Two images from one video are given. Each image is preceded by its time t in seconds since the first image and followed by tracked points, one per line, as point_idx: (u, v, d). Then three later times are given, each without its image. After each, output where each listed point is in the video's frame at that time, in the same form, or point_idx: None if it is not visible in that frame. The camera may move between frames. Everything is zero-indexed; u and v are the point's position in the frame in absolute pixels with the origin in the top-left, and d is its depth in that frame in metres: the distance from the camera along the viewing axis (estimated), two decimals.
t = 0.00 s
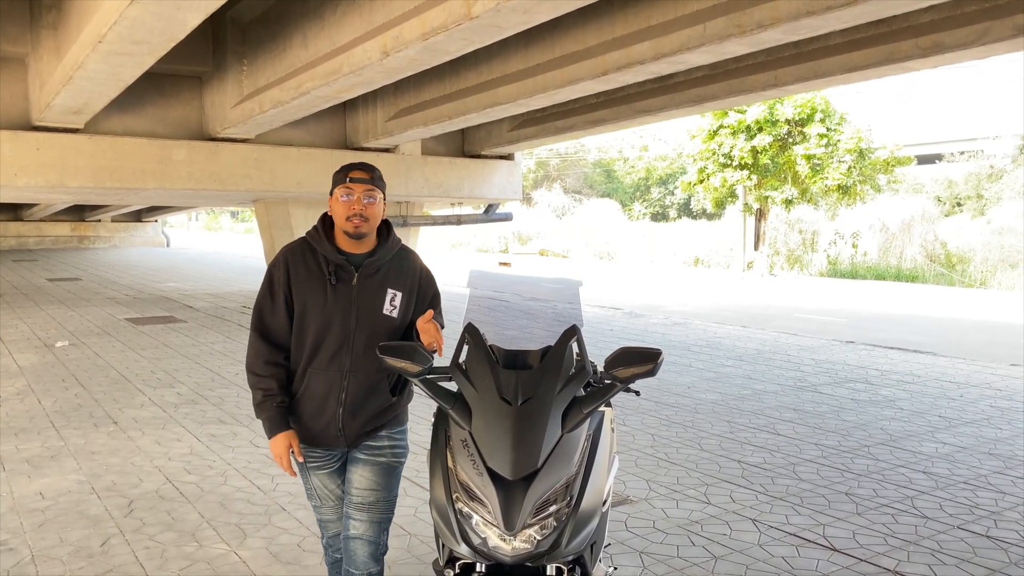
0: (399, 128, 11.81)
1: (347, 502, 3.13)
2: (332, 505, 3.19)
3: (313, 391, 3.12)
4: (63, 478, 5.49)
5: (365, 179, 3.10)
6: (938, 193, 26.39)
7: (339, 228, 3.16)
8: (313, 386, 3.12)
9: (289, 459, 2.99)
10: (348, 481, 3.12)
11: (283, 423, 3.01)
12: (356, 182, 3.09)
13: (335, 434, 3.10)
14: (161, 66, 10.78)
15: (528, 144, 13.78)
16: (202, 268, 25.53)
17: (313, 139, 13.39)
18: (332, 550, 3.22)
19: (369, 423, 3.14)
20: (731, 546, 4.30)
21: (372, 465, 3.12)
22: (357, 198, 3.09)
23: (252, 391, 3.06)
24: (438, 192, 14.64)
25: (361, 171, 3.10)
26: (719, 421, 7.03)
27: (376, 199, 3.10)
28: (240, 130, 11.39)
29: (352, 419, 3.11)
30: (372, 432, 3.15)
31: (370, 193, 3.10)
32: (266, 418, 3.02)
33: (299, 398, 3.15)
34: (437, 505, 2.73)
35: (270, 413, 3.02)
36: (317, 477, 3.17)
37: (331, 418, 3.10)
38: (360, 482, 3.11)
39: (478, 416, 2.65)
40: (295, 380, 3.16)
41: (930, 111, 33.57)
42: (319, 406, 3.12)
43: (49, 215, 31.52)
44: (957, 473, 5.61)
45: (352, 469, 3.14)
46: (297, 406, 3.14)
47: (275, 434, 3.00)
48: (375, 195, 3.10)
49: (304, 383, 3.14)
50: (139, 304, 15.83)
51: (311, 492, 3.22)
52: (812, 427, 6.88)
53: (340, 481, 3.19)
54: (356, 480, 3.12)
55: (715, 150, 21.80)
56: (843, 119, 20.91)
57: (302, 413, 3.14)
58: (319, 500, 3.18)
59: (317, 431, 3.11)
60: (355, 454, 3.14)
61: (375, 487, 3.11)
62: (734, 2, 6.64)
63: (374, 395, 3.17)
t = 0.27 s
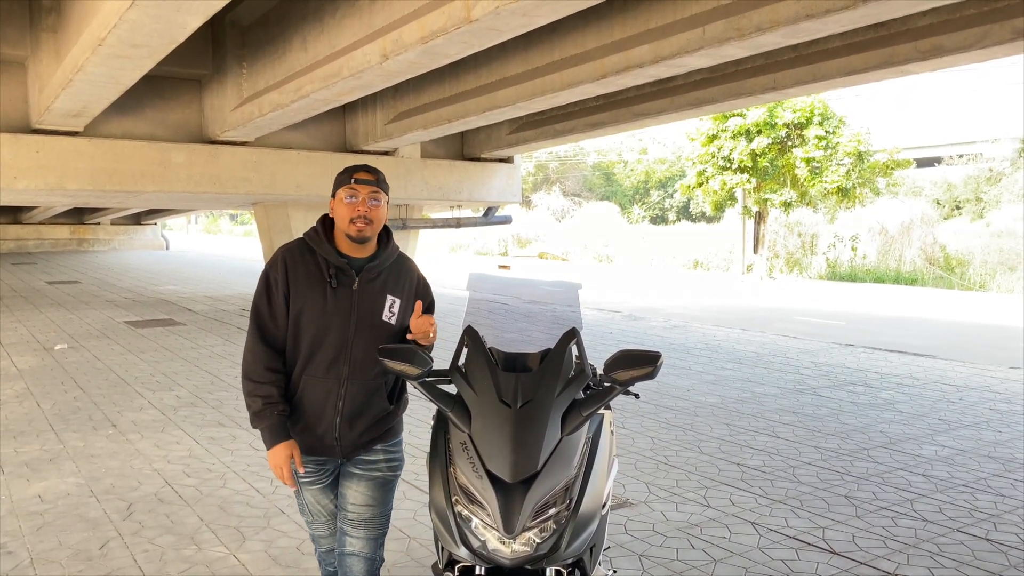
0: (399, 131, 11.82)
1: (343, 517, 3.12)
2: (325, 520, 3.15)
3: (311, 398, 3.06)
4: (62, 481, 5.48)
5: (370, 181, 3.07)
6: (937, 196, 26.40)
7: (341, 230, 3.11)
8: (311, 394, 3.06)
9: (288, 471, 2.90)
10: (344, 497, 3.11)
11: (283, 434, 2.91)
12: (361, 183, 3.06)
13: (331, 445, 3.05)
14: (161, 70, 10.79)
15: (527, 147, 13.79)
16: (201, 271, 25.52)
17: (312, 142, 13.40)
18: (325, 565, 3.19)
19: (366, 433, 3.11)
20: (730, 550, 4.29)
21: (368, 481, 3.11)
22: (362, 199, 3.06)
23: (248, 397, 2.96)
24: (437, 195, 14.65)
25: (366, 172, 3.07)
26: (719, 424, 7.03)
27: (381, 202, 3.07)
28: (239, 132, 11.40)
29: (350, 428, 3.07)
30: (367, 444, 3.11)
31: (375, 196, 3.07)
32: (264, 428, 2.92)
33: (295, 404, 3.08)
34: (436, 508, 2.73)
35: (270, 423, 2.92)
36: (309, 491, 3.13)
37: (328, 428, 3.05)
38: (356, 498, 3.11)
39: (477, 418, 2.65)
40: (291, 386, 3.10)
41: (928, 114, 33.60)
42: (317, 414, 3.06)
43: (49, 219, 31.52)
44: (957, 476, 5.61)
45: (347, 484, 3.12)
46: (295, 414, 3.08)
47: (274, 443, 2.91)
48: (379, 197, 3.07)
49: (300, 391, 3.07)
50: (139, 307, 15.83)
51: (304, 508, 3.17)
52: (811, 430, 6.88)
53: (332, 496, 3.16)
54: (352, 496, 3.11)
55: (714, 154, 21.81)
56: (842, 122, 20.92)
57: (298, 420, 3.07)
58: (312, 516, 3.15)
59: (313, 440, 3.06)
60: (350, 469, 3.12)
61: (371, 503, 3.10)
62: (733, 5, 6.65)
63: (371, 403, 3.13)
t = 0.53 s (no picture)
0: (398, 133, 11.83)
1: (337, 523, 3.11)
2: (290, 535, 2.98)
3: (303, 403, 2.98)
4: (61, 484, 5.48)
5: (373, 185, 3.00)
6: (936, 198, 26.40)
7: (337, 232, 3.04)
8: (303, 399, 2.98)
9: (276, 480, 2.81)
10: (342, 505, 3.10)
11: (273, 441, 2.81)
12: (364, 187, 2.99)
13: (326, 451, 3.00)
14: (161, 72, 10.79)
15: (527, 149, 13.80)
16: (201, 273, 25.52)
17: (312, 144, 13.40)
18: None
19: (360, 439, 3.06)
20: (730, 552, 4.29)
21: (367, 491, 3.10)
22: (363, 203, 2.99)
23: (237, 402, 2.85)
24: (437, 197, 14.66)
25: (369, 176, 3.00)
26: (719, 426, 7.03)
27: (384, 207, 3.00)
28: (239, 134, 11.40)
29: (343, 434, 3.02)
30: (364, 450, 3.08)
31: (378, 201, 3.01)
32: (252, 435, 2.81)
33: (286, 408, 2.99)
34: (435, 510, 2.72)
35: (258, 430, 2.80)
36: (277, 504, 2.96)
37: (323, 434, 2.99)
38: (353, 507, 3.10)
39: (477, 421, 2.65)
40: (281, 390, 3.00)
41: (928, 117, 33.62)
42: (310, 420, 2.99)
43: (49, 220, 31.54)
44: (956, 478, 5.62)
45: (345, 492, 3.10)
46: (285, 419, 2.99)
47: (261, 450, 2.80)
48: (382, 202, 3.01)
49: (292, 396, 2.99)
50: (138, 309, 15.83)
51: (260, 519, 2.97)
52: (811, 432, 6.88)
53: (295, 514, 2.99)
54: (350, 503, 3.10)
55: (713, 155, 21.81)
56: (841, 124, 20.93)
57: (288, 425, 2.98)
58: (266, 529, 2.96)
59: (306, 446, 2.98)
60: (347, 477, 3.10)
61: (369, 512, 3.12)
62: (732, 7, 6.66)
63: (365, 407, 3.07)
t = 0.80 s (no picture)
0: (398, 134, 11.83)
1: (333, 526, 3.11)
2: (291, 541, 2.94)
3: (301, 407, 2.93)
4: (61, 485, 5.48)
5: (355, 181, 2.96)
6: (936, 199, 26.39)
7: (322, 231, 2.98)
8: (300, 403, 2.93)
9: (248, 491, 2.80)
10: (339, 508, 3.09)
11: (249, 452, 2.78)
12: (347, 183, 2.95)
13: (326, 453, 2.96)
14: (161, 73, 10.80)
15: (527, 150, 13.80)
16: (202, 274, 25.53)
17: (312, 146, 13.41)
18: None
19: (359, 438, 3.05)
20: (730, 553, 4.30)
21: (362, 492, 3.12)
22: (347, 199, 2.94)
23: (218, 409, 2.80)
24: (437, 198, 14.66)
25: (351, 172, 2.96)
26: (719, 428, 7.03)
27: (367, 202, 2.97)
28: (239, 136, 11.41)
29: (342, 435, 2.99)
30: (360, 450, 3.07)
31: (361, 196, 2.97)
32: (230, 443, 2.77)
33: (282, 413, 2.93)
34: (435, 511, 2.72)
35: (234, 441, 2.76)
36: (286, 507, 2.93)
37: (323, 436, 2.95)
38: (347, 508, 3.10)
39: (477, 422, 2.66)
40: (276, 396, 2.95)
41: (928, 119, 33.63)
42: (309, 424, 2.94)
43: (49, 222, 31.56)
44: (956, 479, 5.62)
45: (340, 495, 3.09)
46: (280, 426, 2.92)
47: (237, 462, 2.77)
48: (365, 197, 2.97)
49: (289, 401, 2.93)
50: (139, 310, 15.84)
51: (268, 525, 2.92)
52: (811, 433, 6.88)
53: (302, 514, 2.98)
54: (345, 506, 3.10)
55: (713, 157, 21.81)
56: (841, 125, 20.93)
57: (286, 432, 2.92)
58: (280, 534, 2.92)
59: (306, 451, 2.93)
60: (341, 480, 3.08)
61: (362, 512, 3.14)
62: (732, 9, 6.67)
63: (361, 405, 3.05)
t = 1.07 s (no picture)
0: (399, 135, 11.84)
1: (319, 530, 3.10)
2: (278, 545, 2.94)
3: (282, 414, 2.91)
4: (63, 485, 5.49)
5: (325, 184, 2.96)
6: (936, 200, 26.37)
7: (291, 234, 2.95)
8: (282, 409, 2.91)
9: (233, 505, 2.73)
10: (323, 510, 3.08)
11: (230, 467, 2.70)
12: (318, 186, 2.94)
13: (311, 455, 2.96)
14: (162, 74, 10.81)
15: (527, 151, 13.81)
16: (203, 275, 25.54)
17: (313, 146, 13.42)
18: None
19: (340, 438, 3.07)
20: (730, 553, 4.30)
21: (345, 492, 3.12)
22: (320, 202, 2.93)
23: (193, 426, 2.69)
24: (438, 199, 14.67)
25: (321, 174, 2.95)
26: (719, 428, 7.03)
27: (340, 205, 2.96)
28: (240, 137, 11.42)
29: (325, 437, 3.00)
30: (341, 450, 3.09)
31: (333, 198, 2.97)
32: (209, 460, 2.68)
33: (265, 422, 2.90)
34: (435, 512, 2.73)
35: (216, 455, 2.68)
36: (273, 512, 2.93)
37: (307, 440, 2.95)
38: (332, 509, 3.10)
39: (478, 422, 2.66)
40: (257, 405, 2.90)
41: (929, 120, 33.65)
42: (293, 430, 2.92)
43: (50, 222, 31.56)
44: (957, 480, 5.62)
45: (323, 498, 3.09)
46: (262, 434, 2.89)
47: (219, 477, 2.69)
48: (336, 198, 2.98)
49: (269, 409, 2.91)
50: (140, 311, 15.85)
51: (256, 532, 2.91)
52: (811, 434, 6.89)
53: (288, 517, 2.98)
54: (330, 508, 3.09)
55: (714, 157, 21.81)
56: (841, 126, 20.94)
57: (269, 440, 2.90)
58: (268, 540, 2.91)
59: (292, 457, 2.92)
60: (323, 482, 3.07)
61: (347, 512, 3.14)
62: (733, 10, 6.68)
63: (340, 405, 3.07)
